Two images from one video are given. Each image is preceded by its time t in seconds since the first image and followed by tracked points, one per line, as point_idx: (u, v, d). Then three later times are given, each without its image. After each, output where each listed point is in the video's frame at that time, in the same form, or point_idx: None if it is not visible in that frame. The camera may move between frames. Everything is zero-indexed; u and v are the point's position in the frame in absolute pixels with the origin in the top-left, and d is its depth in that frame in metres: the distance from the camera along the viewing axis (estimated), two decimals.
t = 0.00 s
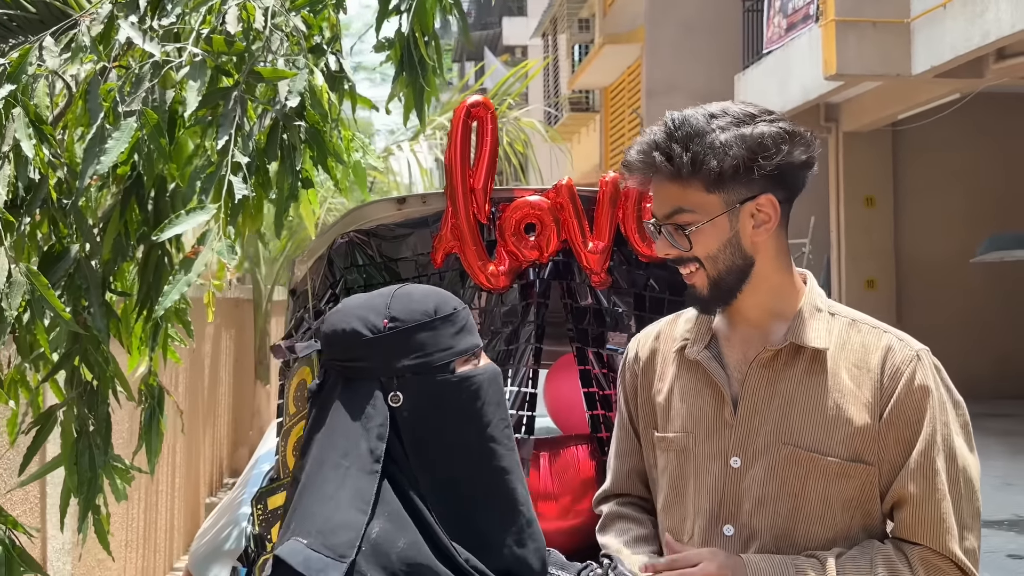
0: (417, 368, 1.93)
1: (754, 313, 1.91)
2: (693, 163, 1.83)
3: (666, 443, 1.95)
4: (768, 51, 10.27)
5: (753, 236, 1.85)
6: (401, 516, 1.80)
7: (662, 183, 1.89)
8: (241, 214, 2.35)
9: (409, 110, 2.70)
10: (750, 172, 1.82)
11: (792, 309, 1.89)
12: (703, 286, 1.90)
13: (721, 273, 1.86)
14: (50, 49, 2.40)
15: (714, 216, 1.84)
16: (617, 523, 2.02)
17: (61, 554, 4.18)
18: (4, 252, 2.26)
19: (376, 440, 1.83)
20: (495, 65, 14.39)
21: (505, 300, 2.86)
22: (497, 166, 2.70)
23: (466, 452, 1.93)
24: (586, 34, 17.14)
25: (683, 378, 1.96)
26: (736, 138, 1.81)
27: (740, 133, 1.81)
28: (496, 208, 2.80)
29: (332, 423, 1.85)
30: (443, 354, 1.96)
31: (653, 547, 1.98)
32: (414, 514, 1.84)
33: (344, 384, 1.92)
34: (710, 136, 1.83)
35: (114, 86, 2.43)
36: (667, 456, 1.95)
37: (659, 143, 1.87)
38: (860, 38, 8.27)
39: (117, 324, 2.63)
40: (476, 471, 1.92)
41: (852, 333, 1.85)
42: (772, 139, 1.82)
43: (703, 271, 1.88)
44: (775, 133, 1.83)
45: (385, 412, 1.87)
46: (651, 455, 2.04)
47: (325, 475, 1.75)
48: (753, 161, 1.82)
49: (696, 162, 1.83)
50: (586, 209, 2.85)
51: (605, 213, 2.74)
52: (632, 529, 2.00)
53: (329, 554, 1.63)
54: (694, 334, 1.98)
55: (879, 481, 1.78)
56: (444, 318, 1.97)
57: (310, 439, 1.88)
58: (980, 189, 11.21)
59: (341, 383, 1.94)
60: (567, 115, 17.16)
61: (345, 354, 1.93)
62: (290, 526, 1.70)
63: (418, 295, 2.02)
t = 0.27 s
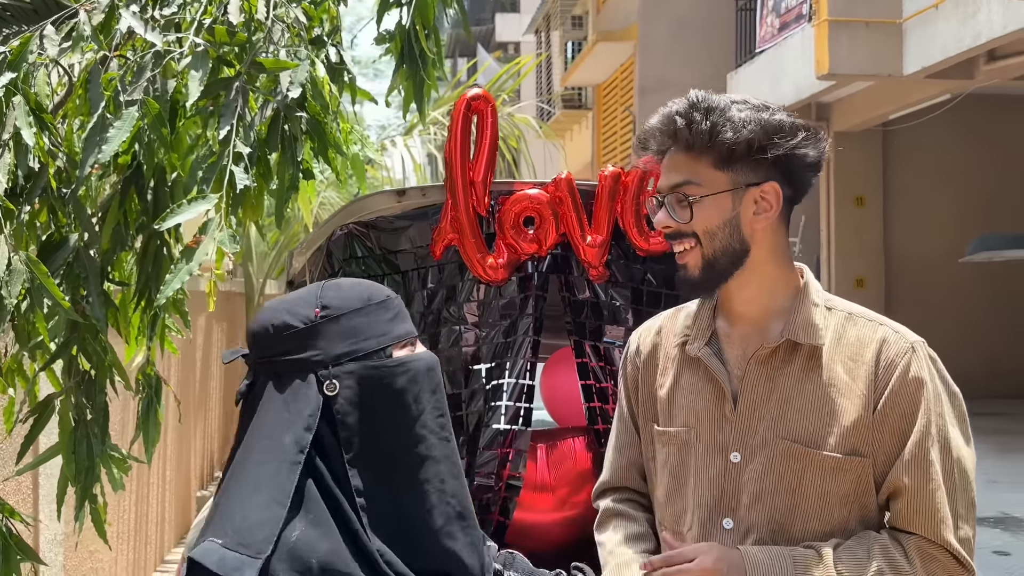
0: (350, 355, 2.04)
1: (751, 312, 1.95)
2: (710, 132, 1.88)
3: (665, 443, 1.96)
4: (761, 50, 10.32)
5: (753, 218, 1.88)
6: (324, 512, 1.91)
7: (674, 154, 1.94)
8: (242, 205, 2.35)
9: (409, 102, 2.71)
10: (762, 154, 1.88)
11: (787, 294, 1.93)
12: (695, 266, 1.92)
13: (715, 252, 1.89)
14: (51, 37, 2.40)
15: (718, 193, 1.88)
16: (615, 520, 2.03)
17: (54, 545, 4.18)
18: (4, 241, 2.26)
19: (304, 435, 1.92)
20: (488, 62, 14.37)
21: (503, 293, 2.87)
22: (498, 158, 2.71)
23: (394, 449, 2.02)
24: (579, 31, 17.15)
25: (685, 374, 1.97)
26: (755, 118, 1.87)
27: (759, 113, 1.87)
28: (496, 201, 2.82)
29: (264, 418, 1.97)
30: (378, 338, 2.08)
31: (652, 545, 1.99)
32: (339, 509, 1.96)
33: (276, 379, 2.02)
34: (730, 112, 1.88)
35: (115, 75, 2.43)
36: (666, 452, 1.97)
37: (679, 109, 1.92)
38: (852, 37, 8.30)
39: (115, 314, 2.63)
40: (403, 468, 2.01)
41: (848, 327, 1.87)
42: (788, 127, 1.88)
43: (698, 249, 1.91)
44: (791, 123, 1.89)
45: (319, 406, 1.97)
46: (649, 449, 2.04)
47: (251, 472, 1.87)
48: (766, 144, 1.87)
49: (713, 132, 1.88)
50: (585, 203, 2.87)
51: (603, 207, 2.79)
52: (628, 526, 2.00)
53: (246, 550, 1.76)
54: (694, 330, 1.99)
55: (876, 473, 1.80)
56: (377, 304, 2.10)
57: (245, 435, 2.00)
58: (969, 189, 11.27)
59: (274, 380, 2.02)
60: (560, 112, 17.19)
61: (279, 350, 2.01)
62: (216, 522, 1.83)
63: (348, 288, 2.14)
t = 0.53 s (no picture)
0: (300, 357, 1.79)
1: (757, 317, 1.94)
2: (719, 138, 1.88)
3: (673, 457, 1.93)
4: (757, 50, 10.33)
5: (758, 224, 1.88)
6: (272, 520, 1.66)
7: (682, 156, 1.94)
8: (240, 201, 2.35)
9: (407, 100, 2.71)
10: (770, 163, 1.88)
11: (790, 299, 1.93)
12: (700, 270, 1.93)
13: (719, 258, 1.89)
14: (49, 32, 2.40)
15: (724, 197, 1.89)
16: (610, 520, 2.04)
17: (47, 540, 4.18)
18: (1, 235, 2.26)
19: (248, 436, 1.68)
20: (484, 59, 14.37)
21: (500, 291, 2.87)
22: (495, 157, 2.73)
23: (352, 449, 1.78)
24: (575, 29, 17.15)
25: (691, 379, 1.96)
26: (767, 127, 1.86)
27: (771, 122, 1.87)
28: (493, 199, 2.83)
29: (203, 421, 1.71)
30: (326, 337, 1.82)
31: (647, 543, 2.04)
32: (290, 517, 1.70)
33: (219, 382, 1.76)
34: (742, 117, 1.88)
35: (113, 71, 2.42)
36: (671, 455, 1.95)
37: (691, 113, 1.91)
38: (848, 39, 8.32)
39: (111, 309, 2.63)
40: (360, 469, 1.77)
41: (853, 328, 1.86)
42: (799, 137, 1.88)
43: (703, 252, 1.92)
44: (803, 132, 1.88)
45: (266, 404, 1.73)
46: (650, 451, 2.02)
47: (188, 479, 1.62)
48: (776, 153, 1.88)
49: (723, 138, 1.88)
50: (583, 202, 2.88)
51: (600, 208, 2.79)
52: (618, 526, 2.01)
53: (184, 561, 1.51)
54: (700, 335, 1.97)
55: (881, 474, 1.80)
56: (323, 302, 1.86)
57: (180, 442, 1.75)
58: (963, 190, 11.31)
59: (215, 385, 1.76)
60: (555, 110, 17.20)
61: (216, 356, 1.76)
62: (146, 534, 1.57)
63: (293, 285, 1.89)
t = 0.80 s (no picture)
0: (260, 358, 1.78)
1: (769, 318, 1.92)
2: (744, 125, 1.87)
3: (682, 457, 1.91)
4: (759, 49, 10.33)
5: (774, 214, 1.88)
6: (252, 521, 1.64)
7: (707, 140, 1.94)
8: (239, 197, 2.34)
9: (407, 97, 2.71)
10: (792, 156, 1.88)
11: (803, 300, 1.91)
12: (712, 260, 1.92)
13: (733, 248, 1.88)
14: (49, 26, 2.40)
15: (742, 185, 1.89)
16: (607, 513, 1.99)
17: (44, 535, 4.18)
18: None
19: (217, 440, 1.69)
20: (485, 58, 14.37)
21: (499, 289, 2.87)
22: (495, 152, 2.73)
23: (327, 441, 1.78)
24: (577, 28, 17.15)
25: (700, 378, 1.93)
26: (794, 119, 1.85)
27: (798, 114, 1.86)
28: (493, 196, 2.83)
29: (172, 436, 1.72)
30: (283, 332, 1.82)
31: (643, 540, 2.02)
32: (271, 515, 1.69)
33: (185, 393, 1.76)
34: (768, 107, 1.87)
35: (112, 65, 2.42)
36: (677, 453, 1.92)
37: (720, 97, 1.90)
38: (850, 39, 8.32)
39: (109, 304, 2.62)
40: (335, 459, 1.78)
41: (867, 332, 1.83)
42: (824, 132, 1.87)
43: (717, 242, 1.91)
44: (829, 127, 1.87)
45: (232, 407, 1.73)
46: (653, 445, 2.00)
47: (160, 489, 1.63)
48: (799, 146, 1.87)
49: (748, 125, 1.87)
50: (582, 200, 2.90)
51: (599, 206, 2.78)
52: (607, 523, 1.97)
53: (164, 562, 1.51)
54: (711, 333, 1.93)
55: (896, 478, 1.77)
56: (276, 301, 1.84)
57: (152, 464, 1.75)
58: (964, 191, 11.30)
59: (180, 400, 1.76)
60: (556, 109, 17.20)
61: (176, 369, 1.75)
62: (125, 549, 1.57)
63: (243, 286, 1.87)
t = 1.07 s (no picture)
0: (252, 363, 1.78)
1: (782, 316, 1.92)
2: (783, 116, 1.87)
3: (687, 458, 1.88)
4: (760, 50, 10.32)
5: (797, 207, 1.88)
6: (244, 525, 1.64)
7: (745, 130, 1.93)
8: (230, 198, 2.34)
9: (400, 98, 2.71)
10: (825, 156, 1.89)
11: (823, 303, 1.92)
12: (731, 251, 1.92)
13: (754, 240, 1.88)
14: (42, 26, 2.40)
15: (771, 178, 1.88)
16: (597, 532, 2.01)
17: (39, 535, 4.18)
18: None
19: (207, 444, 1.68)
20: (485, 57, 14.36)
21: (492, 291, 2.87)
22: (487, 155, 2.70)
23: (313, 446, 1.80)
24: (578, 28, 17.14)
25: (706, 378, 1.91)
26: (835, 120, 1.86)
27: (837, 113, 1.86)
28: (485, 197, 2.83)
29: (162, 436, 1.71)
30: (275, 338, 1.82)
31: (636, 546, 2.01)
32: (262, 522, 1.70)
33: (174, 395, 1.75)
34: (808, 103, 1.87)
35: (104, 65, 2.41)
36: (678, 453, 1.90)
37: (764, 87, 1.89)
38: (850, 40, 8.31)
39: (102, 304, 2.62)
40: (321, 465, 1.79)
41: (879, 342, 1.82)
42: (859, 135, 1.88)
43: (739, 234, 1.91)
44: (864, 133, 1.89)
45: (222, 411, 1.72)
46: (655, 446, 1.97)
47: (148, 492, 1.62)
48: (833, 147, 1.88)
49: (787, 118, 1.87)
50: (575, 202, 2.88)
51: (593, 207, 2.78)
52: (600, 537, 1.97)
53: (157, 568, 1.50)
54: (722, 333, 1.92)
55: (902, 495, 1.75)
56: (269, 307, 1.85)
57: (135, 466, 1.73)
58: (965, 193, 11.29)
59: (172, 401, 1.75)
60: (557, 108, 17.19)
61: (167, 371, 1.74)
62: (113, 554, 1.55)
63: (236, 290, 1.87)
